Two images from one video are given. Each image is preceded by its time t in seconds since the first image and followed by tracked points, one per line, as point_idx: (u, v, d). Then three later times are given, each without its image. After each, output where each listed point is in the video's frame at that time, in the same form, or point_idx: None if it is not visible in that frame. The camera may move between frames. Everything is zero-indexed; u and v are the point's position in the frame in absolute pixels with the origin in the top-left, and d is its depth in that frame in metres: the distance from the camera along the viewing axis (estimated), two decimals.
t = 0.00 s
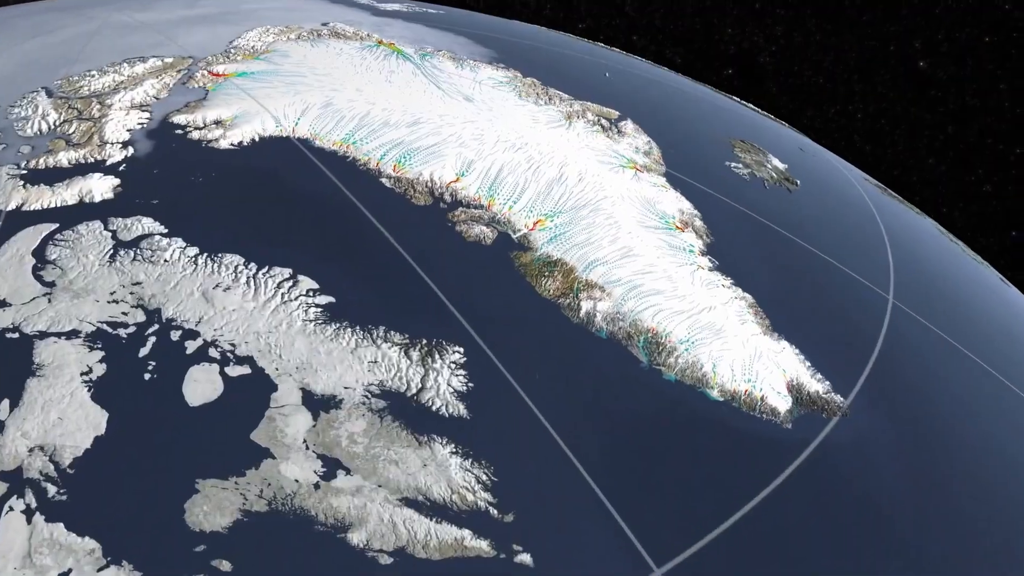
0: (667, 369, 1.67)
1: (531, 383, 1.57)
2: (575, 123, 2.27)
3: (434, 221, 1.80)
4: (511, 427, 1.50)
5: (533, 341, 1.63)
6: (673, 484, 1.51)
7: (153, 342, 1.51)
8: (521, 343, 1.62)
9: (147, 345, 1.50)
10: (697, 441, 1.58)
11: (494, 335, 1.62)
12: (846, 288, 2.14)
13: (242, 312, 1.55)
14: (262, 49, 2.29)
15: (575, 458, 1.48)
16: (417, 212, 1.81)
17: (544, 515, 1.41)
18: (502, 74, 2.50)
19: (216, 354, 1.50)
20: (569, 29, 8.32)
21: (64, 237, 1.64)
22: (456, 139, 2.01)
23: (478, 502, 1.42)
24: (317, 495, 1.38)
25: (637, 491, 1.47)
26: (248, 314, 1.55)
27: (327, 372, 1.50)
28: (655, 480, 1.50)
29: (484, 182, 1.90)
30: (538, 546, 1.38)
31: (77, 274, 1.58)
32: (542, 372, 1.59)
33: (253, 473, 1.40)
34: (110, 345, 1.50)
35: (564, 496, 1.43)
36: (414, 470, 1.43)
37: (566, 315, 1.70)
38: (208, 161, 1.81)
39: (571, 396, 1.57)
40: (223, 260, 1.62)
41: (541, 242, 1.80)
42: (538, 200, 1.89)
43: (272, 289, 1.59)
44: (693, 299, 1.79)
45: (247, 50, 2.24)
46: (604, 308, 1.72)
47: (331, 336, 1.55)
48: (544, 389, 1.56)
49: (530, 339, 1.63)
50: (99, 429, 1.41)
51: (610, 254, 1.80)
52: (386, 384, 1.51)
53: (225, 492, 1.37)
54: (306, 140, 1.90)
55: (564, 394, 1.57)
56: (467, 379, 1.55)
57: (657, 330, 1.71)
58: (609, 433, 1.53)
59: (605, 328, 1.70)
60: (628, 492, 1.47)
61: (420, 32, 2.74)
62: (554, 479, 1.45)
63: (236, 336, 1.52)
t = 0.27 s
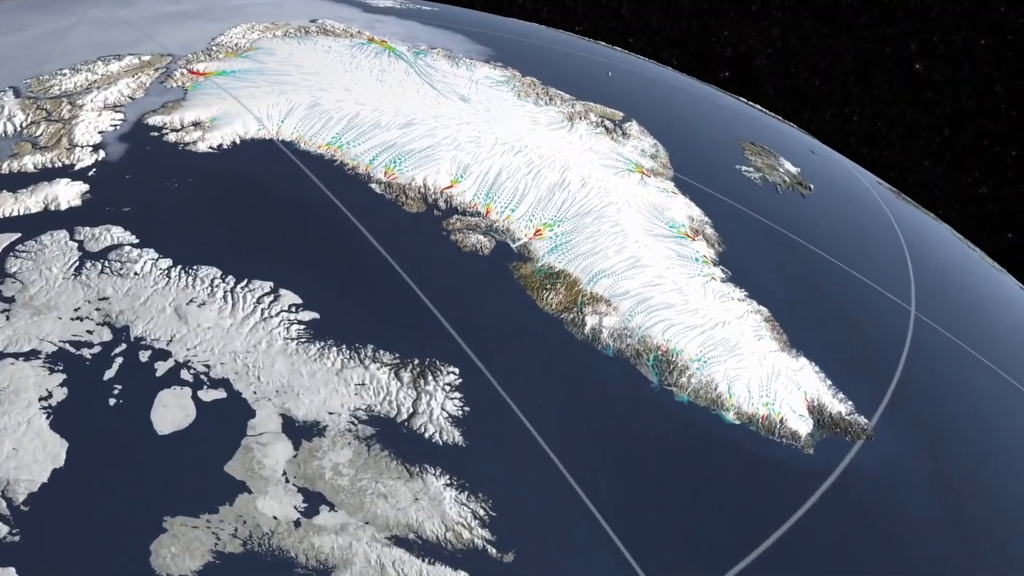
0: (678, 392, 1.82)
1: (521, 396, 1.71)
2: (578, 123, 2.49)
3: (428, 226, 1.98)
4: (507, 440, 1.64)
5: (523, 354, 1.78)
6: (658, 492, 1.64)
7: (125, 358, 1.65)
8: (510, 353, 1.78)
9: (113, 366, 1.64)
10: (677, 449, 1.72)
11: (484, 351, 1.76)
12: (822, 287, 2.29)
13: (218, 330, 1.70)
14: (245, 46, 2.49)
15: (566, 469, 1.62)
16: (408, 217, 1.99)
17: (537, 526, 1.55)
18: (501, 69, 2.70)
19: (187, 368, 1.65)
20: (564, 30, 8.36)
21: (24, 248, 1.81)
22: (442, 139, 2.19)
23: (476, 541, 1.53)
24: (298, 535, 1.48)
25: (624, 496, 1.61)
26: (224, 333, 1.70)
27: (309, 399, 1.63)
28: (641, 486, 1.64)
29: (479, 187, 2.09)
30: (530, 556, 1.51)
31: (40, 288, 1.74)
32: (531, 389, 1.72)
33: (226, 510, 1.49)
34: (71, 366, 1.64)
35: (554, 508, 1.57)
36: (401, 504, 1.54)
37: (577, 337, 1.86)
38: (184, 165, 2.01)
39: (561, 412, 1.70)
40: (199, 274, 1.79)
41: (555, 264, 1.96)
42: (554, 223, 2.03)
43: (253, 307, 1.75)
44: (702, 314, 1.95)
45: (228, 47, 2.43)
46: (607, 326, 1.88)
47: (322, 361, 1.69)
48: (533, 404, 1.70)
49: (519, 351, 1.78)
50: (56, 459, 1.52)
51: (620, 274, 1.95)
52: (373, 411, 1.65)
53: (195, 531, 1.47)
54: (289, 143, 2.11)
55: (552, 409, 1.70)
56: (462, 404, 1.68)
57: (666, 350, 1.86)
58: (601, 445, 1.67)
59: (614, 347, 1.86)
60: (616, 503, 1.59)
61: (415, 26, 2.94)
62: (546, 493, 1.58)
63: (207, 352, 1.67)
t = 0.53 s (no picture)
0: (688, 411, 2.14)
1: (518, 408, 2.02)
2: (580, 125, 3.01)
3: (420, 233, 2.37)
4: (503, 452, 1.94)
5: (518, 362, 2.12)
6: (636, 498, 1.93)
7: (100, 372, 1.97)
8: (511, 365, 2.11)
9: (74, 389, 1.93)
10: (654, 459, 2.02)
11: (480, 367, 2.08)
12: (788, 306, 2.56)
13: (193, 348, 2.02)
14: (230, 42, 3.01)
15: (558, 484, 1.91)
16: (401, 224, 2.39)
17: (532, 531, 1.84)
18: (497, 71, 3.30)
19: (158, 391, 1.95)
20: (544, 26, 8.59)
21: None
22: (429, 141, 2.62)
23: None
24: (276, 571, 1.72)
25: (627, 500, 1.92)
26: (199, 350, 2.02)
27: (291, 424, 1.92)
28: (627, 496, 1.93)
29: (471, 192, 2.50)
30: (527, 557, 1.81)
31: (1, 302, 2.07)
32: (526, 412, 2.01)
33: (199, 551, 1.73)
34: (29, 389, 1.93)
35: (549, 520, 1.85)
36: (391, 540, 1.79)
37: (591, 358, 2.19)
38: (160, 169, 2.42)
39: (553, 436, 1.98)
40: (173, 285, 2.13)
41: (557, 274, 2.35)
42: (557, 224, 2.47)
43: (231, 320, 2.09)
44: (712, 330, 2.29)
45: (212, 45, 2.98)
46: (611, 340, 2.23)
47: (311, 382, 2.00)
48: (525, 419, 2.00)
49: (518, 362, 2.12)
50: (10, 492, 1.76)
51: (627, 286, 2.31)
52: (361, 436, 1.93)
53: (162, 572, 1.70)
54: (273, 144, 2.54)
55: (544, 424, 2.00)
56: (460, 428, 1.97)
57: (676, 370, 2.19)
58: (600, 462, 1.96)
59: (622, 364, 2.20)
60: (611, 514, 1.89)
61: (406, 24, 3.51)
62: (540, 504, 1.87)
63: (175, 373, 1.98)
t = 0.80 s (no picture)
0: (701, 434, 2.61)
1: (519, 436, 2.45)
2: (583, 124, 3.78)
3: (405, 238, 2.97)
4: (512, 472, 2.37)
5: (519, 388, 2.58)
6: (627, 505, 2.38)
7: (68, 389, 2.44)
8: (513, 396, 2.55)
9: (35, 407, 2.39)
10: (630, 475, 2.45)
11: (427, 328, 2.68)
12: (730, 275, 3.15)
13: (163, 365, 2.49)
14: (212, 37, 3.88)
15: (546, 495, 2.35)
16: (388, 224, 3.01)
17: (533, 541, 2.26)
18: (494, 66, 4.15)
19: (125, 412, 2.40)
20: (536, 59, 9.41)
21: None
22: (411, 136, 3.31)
23: None
24: None
25: (624, 504, 2.38)
26: (169, 366, 2.49)
27: (270, 450, 2.35)
28: (621, 506, 2.37)
29: (464, 195, 3.14)
30: (532, 562, 2.22)
31: None
32: (522, 428, 2.47)
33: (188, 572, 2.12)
34: None
35: (550, 528, 2.29)
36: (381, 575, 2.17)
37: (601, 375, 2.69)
38: (134, 167, 3.06)
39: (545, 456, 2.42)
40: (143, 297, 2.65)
41: (556, 283, 2.89)
42: (557, 229, 3.06)
43: (208, 334, 2.57)
44: (727, 347, 2.77)
45: (197, 38, 3.85)
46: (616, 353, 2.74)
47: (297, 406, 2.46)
48: (479, 381, 2.56)
49: (523, 390, 2.58)
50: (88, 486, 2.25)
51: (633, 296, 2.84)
52: (346, 461, 2.36)
53: None
54: (256, 141, 3.22)
55: (543, 446, 2.45)
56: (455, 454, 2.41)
57: (687, 391, 2.67)
58: (598, 464, 2.45)
59: (630, 381, 2.69)
60: (611, 528, 2.31)
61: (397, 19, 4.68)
62: (531, 509, 2.31)
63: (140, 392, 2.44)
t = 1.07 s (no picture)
0: (717, 454, 2.72)
1: (524, 443, 2.59)
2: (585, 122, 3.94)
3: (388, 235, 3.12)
4: (519, 478, 2.50)
5: (521, 395, 2.72)
6: (633, 512, 2.52)
7: (30, 407, 2.55)
8: (514, 404, 2.69)
9: None
10: (630, 482, 2.58)
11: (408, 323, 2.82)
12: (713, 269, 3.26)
13: (131, 382, 2.61)
14: (198, 31, 4.07)
15: (541, 498, 2.47)
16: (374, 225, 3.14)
17: (539, 545, 2.39)
18: (488, 64, 4.27)
19: (90, 435, 2.50)
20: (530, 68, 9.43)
21: None
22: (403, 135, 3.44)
23: None
24: None
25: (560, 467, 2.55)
26: (137, 384, 2.61)
27: (247, 476, 2.44)
28: (626, 514, 2.51)
29: (460, 197, 3.27)
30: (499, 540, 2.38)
31: None
32: (499, 422, 2.62)
33: None
34: None
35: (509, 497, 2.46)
36: None
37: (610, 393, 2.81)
38: (115, 161, 3.24)
39: (548, 463, 2.55)
40: (113, 308, 2.77)
41: (555, 291, 3.02)
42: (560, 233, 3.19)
43: (185, 347, 2.69)
44: (739, 361, 2.90)
45: (182, 33, 4.04)
46: (622, 368, 2.85)
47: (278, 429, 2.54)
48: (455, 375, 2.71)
49: (525, 397, 2.72)
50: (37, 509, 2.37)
51: (640, 305, 2.96)
52: (331, 487, 2.44)
53: None
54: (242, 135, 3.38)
55: (547, 453, 2.58)
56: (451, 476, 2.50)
57: (700, 409, 2.79)
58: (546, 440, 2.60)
59: (638, 398, 2.80)
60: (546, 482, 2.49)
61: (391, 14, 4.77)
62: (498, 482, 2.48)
63: (106, 412, 2.56)
